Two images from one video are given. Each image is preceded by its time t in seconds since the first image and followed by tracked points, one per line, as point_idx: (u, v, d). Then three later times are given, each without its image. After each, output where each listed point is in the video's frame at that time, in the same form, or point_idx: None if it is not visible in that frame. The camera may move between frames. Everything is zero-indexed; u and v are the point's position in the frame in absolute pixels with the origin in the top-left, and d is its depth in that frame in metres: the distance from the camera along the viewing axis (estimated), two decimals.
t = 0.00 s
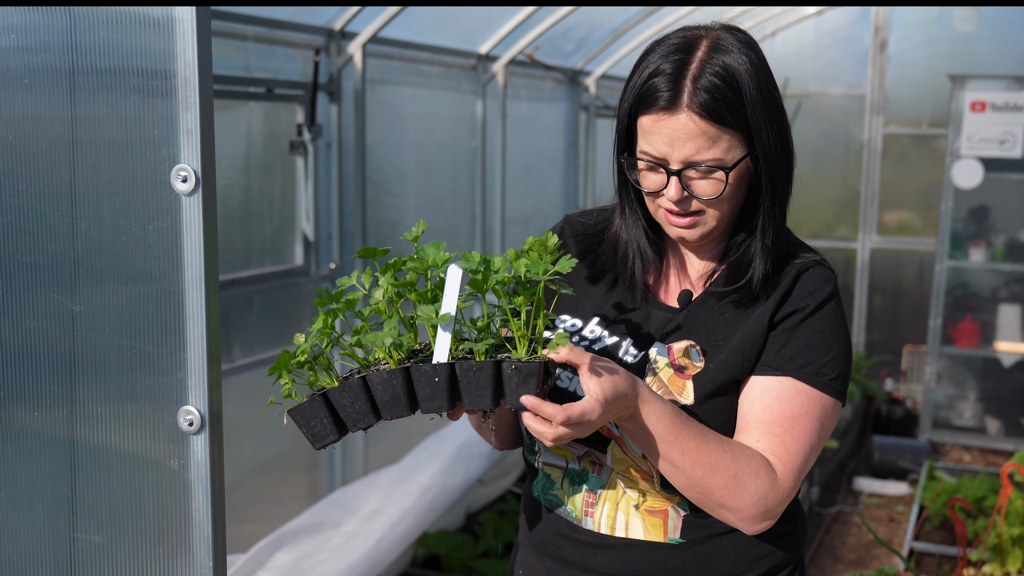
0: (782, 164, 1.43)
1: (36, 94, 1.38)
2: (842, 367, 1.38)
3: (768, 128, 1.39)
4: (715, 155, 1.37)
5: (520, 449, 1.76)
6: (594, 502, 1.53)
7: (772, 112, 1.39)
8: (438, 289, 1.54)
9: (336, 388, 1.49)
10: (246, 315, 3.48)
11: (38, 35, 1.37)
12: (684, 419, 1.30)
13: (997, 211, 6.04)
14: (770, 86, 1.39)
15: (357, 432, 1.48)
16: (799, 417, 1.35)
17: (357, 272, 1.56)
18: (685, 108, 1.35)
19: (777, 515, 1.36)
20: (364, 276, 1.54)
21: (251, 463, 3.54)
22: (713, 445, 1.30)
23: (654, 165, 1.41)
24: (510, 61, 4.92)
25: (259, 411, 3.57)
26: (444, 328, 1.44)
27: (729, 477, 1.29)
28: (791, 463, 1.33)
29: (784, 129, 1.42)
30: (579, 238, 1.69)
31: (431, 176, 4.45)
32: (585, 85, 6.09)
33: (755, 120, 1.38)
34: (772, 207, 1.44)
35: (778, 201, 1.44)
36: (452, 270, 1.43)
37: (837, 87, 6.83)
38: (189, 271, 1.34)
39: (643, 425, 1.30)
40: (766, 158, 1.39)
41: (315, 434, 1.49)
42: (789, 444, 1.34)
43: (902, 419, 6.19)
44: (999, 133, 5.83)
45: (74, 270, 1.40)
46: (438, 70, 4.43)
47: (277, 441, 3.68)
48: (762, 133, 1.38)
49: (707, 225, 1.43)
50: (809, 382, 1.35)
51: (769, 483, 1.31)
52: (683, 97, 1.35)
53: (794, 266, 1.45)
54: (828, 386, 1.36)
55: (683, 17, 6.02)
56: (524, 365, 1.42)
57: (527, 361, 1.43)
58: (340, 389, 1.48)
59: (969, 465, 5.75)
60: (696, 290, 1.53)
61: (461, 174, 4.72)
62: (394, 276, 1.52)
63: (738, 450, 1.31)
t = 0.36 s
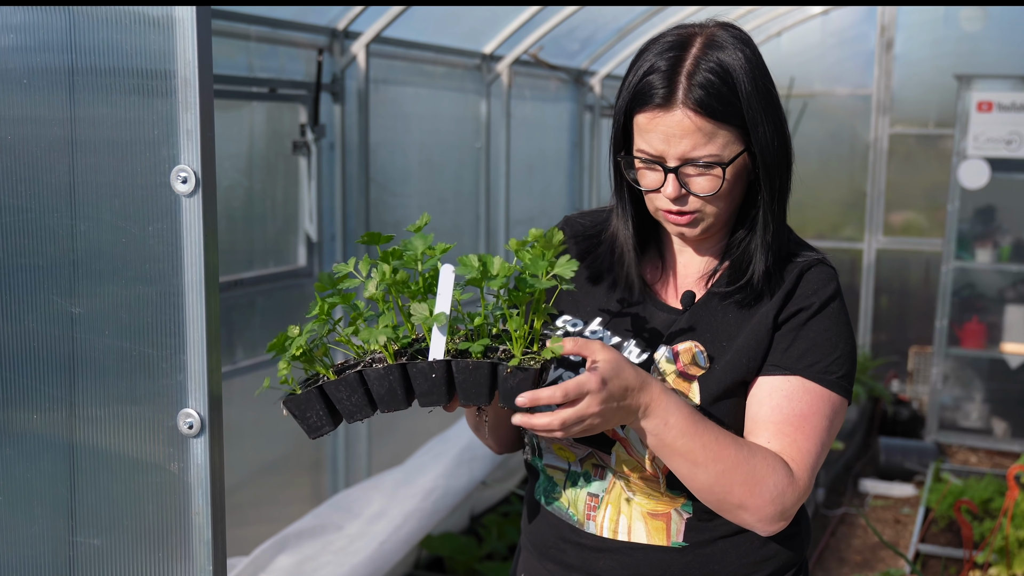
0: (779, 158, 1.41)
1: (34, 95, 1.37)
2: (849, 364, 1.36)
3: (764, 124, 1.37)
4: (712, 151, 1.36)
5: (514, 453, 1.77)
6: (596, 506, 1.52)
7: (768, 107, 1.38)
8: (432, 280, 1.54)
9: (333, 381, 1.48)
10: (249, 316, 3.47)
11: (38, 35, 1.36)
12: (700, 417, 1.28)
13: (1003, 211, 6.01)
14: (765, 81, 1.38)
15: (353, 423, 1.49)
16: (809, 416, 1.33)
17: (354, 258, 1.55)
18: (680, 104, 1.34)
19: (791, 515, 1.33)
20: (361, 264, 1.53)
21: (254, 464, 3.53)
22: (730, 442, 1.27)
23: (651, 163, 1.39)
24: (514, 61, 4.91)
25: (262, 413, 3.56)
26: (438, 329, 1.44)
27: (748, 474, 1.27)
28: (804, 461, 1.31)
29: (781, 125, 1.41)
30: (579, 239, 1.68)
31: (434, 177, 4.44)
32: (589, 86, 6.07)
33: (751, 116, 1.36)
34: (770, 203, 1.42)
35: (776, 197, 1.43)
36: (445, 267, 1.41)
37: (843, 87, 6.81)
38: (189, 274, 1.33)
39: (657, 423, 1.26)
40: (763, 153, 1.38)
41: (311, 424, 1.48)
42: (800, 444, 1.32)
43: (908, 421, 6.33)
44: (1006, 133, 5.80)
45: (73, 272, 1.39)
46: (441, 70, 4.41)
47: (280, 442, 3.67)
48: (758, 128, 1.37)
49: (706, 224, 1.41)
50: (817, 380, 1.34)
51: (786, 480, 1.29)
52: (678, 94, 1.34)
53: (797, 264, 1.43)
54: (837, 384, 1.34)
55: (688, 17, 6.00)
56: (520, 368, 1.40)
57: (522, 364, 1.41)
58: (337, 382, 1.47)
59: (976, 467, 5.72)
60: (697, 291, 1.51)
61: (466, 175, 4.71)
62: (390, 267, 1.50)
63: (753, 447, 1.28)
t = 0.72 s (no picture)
0: (769, 154, 1.41)
1: (26, 94, 1.37)
2: (841, 353, 1.36)
3: (752, 119, 1.37)
4: (701, 149, 1.36)
5: (511, 453, 1.76)
6: (593, 505, 1.51)
7: (755, 102, 1.37)
8: (426, 279, 1.53)
9: (328, 381, 1.47)
10: (249, 316, 3.47)
11: (30, 33, 1.35)
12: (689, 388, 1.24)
13: (1008, 211, 5.99)
14: (754, 77, 1.38)
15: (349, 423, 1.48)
16: (803, 397, 1.31)
17: (346, 259, 1.56)
18: (667, 103, 1.34)
19: (787, 496, 1.29)
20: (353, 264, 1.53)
21: (254, 465, 3.53)
22: (719, 413, 1.23)
23: (641, 163, 1.39)
24: (515, 60, 4.90)
25: (262, 413, 3.56)
26: (433, 328, 1.43)
27: (742, 446, 1.22)
28: (798, 438, 1.28)
29: (770, 120, 1.40)
30: (572, 238, 1.67)
31: (436, 177, 4.44)
32: (591, 85, 6.05)
33: (739, 112, 1.36)
34: (760, 199, 1.43)
35: (766, 192, 1.43)
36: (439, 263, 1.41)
37: (846, 87, 6.78)
38: (182, 273, 1.33)
39: (651, 386, 1.21)
40: (752, 149, 1.37)
41: (306, 425, 1.46)
42: (794, 422, 1.29)
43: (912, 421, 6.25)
44: (1010, 132, 5.78)
45: (65, 272, 1.38)
46: (443, 69, 4.41)
47: (280, 443, 3.67)
48: (746, 124, 1.36)
49: (698, 222, 1.41)
50: (809, 365, 1.33)
51: (779, 453, 1.25)
52: (665, 94, 1.34)
53: (789, 258, 1.44)
54: (829, 370, 1.33)
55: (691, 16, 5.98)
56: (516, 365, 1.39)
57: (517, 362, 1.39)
58: (332, 382, 1.46)
59: (979, 468, 5.70)
60: (691, 288, 1.50)
61: (467, 174, 4.70)
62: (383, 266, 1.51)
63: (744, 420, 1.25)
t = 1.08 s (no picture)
0: (761, 150, 1.41)
1: (21, 91, 1.37)
2: (834, 347, 1.35)
3: (744, 117, 1.37)
4: (692, 146, 1.36)
5: (509, 451, 1.76)
6: (587, 502, 1.51)
7: (747, 99, 1.37)
8: (424, 275, 1.52)
9: (327, 377, 1.47)
10: (248, 316, 3.47)
11: (26, 30, 1.36)
12: (680, 379, 1.24)
13: (1010, 211, 5.98)
14: (745, 75, 1.38)
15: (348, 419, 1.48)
16: (796, 389, 1.31)
17: (344, 256, 1.55)
18: (658, 101, 1.34)
19: (781, 488, 1.29)
20: (350, 260, 1.53)
21: (254, 464, 3.53)
22: (711, 405, 1.23)
23: (634, 161, 1.40)
24: (516, 59, 4.91)
25: (262, 413, 3.56)
26: (432, 321, 1.41)
27: (734, 436, 1.22)
28: (792, 430, 1.28)
29: (761, 118, 1.40)
30: (569, 235, 1.68)
31: (437, 177, 4.44)
32: (593, 84, 6.04)
33: (730, 110, 1.36)
34: (753, 195, 1.42)
35: (759, 188, 1.42)
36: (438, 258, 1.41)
37: (849, 87, 6.77)
38: (177, 270, 1.33)
39: (642, 375, 1.21)
40: (743, 146, 1.37)
41: (305, 422, 1.46)
42: (788, 414, 1.29)
43: (914, 421, 6.14)
44: (1013, 132, 5.76)
45: (61, 270, 1.38)
46: (444, 68, 4.41)
47: (280, 442, 3.67)
48: (738, 121, 1.36)
49: (691, 218, 1.42)
50: (802, 358, 1.32)
51: (772, 444, 1.25)
52: (655, 92, 1.34)
53: (782, 255, 1.43)
54: (821, 365, 1.33)
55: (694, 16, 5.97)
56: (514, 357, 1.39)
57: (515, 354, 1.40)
58: (330, 377, 1.46)
59: (982, 468, 5.69)
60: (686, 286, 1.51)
61: (468, 174, 4.70)
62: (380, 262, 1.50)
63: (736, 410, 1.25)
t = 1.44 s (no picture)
0: (757, 149, 1.42)
1: (24, 92, 1.38)
2: (832, 343, 1.36)
3: (740, 116, 1.38)
4: (689, 145, 1.37)
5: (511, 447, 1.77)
6: (588, 499, 1.52)
7: (742, 99, 1.38)
8: (426, 273, 1.54)
9: (330, 373, 1.48)
10: (249, 315, 3.48)
11: (28, 31, 1.37)
12: (681, 372, 1.24)
13: (1012, 211, 5.97)
14: (740, 75, 1.39)
15: (351, 415, 1.48)
16: (796, 384, 1.31)
17: (346, 254, 1.56)
18: (654, 102, 1.35)
19: (782, 481, 1.29)
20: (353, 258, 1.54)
21: (256, 464, 3.54)
22: (713, 398, 1.24)
23: (632, 160, 1.40)
24: (517, 59, 4.91)
25: (263, 412, 3.57)
26: (434, 319, 1.42)
27: (736, 428, 1.23)
28: (792, 424, 1.28)
29: (757, 117, 1.41)
30: (570, 235, 1.68)
31: (438, 177, 4.45)
32: (595, 84, 6.05)
33: (726, 110, 1.37)
34: (749, 194, 1.43)
35: (756, 186, 1.43)
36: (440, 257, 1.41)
37: (851, 87, 6.76)
38: (178, 268, 1.34)
39: (645, 367, 1.21)
40: (740, 145, 1.38)
41: (308, 417, 1.46)
42: (788, 408, 1.29)
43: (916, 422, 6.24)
44: (1015, 132, 5.76)
45: (63, 268, 1.39)
46: (445, 68, 4.41)
47: (282, 441, 3.68)
48: (734, 121, 1.37)
49: (688, 217, 1.42)
50: (801, 354, 1.33)
51: (772, 436, 1.26)
52: (652, 92, 1.35)
53: (781, 252, 1.44)
54: (820, 360, 1.33)
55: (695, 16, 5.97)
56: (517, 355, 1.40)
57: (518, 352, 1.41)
58: (334, 374, 1.47)
59: (983, 468, 5.69)
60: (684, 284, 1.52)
61: (470, 174, 4.71)
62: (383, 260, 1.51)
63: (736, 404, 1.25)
